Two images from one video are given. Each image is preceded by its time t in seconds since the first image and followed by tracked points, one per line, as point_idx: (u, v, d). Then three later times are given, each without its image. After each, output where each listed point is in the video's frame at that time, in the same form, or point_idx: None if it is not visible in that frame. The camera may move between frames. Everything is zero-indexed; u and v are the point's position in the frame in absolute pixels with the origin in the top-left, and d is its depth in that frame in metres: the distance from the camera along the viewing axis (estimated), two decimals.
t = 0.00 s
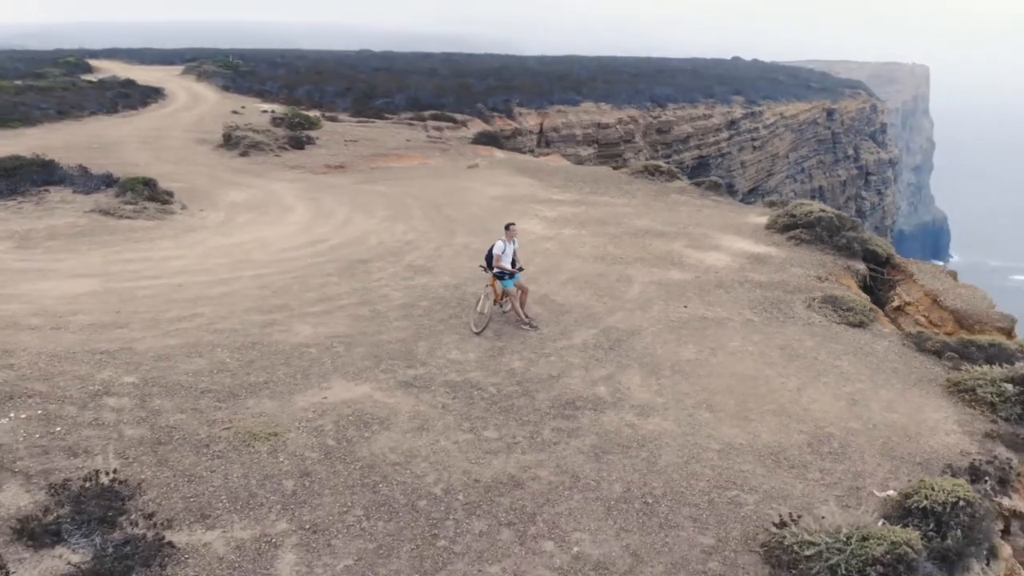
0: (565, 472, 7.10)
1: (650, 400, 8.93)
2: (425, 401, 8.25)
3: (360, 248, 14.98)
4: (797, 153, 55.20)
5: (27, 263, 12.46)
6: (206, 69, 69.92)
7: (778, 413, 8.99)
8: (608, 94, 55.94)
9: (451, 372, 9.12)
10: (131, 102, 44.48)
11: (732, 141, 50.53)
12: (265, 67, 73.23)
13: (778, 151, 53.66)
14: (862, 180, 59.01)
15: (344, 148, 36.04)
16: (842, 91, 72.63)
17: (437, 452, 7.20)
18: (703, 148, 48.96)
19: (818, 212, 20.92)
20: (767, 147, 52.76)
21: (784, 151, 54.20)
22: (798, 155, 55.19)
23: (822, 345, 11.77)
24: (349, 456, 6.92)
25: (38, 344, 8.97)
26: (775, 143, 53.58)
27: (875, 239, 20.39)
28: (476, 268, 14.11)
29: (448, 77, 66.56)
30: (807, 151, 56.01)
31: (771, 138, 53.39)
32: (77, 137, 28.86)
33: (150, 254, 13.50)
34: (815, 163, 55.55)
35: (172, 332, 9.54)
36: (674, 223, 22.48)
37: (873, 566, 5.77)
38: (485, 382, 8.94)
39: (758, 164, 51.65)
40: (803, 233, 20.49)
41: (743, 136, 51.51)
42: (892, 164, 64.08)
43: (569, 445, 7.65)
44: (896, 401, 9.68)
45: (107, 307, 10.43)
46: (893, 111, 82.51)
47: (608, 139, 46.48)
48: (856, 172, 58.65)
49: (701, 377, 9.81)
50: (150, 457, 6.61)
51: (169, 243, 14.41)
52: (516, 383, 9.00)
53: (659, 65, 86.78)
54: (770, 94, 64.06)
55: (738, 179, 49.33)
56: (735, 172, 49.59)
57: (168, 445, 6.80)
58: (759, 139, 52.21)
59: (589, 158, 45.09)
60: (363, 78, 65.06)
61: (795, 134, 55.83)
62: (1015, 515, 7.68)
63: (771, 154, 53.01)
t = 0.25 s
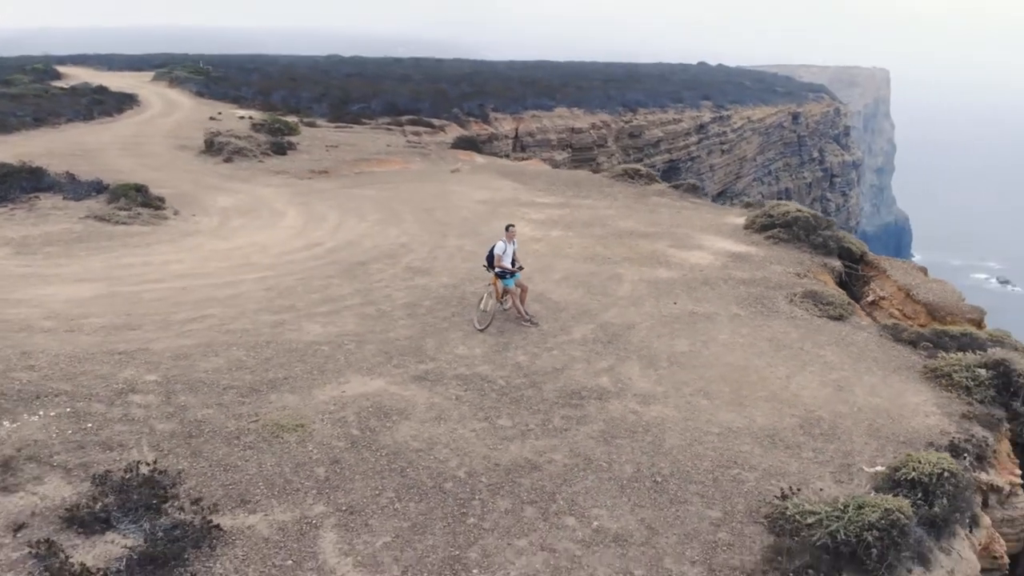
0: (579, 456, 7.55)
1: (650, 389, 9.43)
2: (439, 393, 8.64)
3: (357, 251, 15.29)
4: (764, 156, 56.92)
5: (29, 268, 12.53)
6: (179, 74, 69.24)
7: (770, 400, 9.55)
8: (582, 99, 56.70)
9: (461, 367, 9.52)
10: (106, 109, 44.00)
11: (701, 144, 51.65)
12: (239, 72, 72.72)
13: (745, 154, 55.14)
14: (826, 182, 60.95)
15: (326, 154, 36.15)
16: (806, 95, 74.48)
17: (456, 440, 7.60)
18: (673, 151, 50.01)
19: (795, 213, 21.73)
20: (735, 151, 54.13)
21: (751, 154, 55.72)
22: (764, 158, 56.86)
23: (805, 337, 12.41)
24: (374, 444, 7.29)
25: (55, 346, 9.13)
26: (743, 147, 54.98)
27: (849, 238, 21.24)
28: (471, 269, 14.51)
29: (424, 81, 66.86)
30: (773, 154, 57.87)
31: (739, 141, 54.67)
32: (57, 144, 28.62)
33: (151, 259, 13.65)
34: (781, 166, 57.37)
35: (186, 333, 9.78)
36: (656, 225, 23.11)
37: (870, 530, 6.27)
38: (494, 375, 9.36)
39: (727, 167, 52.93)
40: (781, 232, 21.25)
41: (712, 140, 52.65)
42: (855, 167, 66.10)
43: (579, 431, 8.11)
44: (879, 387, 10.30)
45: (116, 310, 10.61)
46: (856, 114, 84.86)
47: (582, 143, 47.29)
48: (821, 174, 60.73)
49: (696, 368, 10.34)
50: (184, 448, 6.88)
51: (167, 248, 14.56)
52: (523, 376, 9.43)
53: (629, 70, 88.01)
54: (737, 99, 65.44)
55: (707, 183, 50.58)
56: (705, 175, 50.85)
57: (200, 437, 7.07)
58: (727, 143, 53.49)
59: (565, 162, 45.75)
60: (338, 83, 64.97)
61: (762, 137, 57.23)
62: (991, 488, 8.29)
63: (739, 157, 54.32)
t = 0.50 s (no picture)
0: (588, 446, 7.88)
1: (651, 383, 9.80)
2: (449, 389, 8.94)
3: (355, 254, 15.50)
4: (740, 159, 57.94)
5: (31, 274, 12.60)
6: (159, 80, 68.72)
7: (765, 392, 9.96)
8: (563, 103, 57.24)
9: (468, 364, 9.80)
10: (87, 114, 43.65)
11: (678, 148, 52.45)
12: (220, 77, 72.31)
13: (722, 158, 56.06)
14: (799, 184, 62.38)
15: (312, 158, 36.22)
16: (780, 99, 75.76)
17: (470, 433, 7.91)
18: (651, 155, 50.68)
19: (778, 214, 22.30)
20: (712, 154, 55.04)
21: (727, 157, 56.62)
22: (739, 161, 57.97)
23: (795, 332, 12.86)
24: (391, 438, 7.57)
25: (68, 348, 9.26)
26: (719, 150, 55.87)
27: (831, 238, 21.84)
28: (468, 271, 14.79)
29: (406, 85, 67.01)
30: (748, 157, 59.02)
31: (715, 145, 55.56)
32: (41, 150, 28.43)
33: (151, 263, 13.76)
34: (756, 169, 58.57)
35: (196, 335, 9.96)
36: (643, 226, 23.56)
37: (867, 509, 6.66)
38: (501, 371, 9.66)
39: (703, 170, 53.80)
40: (765, 233, 21.79)
41: (689, 144, 53.46)
42: (827, 169, 67.56)
43: (586, 423, 8.44)
44: (868, 379, 10.75)
45: (124, 314, 10.75)
46: (828, 117, 86.50)
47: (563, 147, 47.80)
48: (795, 176, 62.08)
49: (693, 363, 10.73)
50: (209, 444, 7.07)
51: (166, 252, 14.68)
52: (529, 372, 9.75)
53: (607, 74, 88.85)
54: (713, 103, 66.41)
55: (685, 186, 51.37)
56: (682, 178, 51.65)
57: (223, 434, 7.27)
58: (704, 147, 54.32)
59: (547, 166, 46.24)
60: (320, 88, 64.89)
61: (737, 141, 58.24)
62: (976, 472, 8.75)
63: (715, 161, 55.23)
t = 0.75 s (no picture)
0: (596, 438, 8.19)
1: (651, 378, 10.15)
2: (458, 386, 9.21)
3: (352, 258, 15.71)
4: (716, 163, 58.81)
5: (32, 279, 12.64)
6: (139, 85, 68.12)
7: (760, 385, 10.35)
8: (545, 108, 57.73)
9: (474, 362, 10.09)
10: (68, 120, 43.23)
11: (657, 152, 53.21)
12: (200, 82, 71.83)
13: (700, 161, 56.85)
14: (774, 186, 63.50)
15: (299, 164, 36.25)
16: (755, 104, 76.99)
17: (482, 428, 8.18)
18: (630, 159, 51.34)
19: (763, 215, 22.84)
20: (689, 158, 55.77)
21: (704, 161, 57.40)
22: (716, 165, 58.88)
23: (785, 330, 13.32)
24: (407, 433, 7.82)
25: (80, 352, 9.38)
26: (696, 154, 56.62)
27: (815, 238, 22.41)
28: (466, 273, 15.07)
29: (389, 90, 67.08)
30: (725, 161, 59.93)
31: (692, 149, 56.35)
32: (26, 157, 28.20)
33: (151, 268, 13.85)
34: (732, 173, 59.52)
35: (206, 337, 10.13)
36: (632, 229, 23.96)
37: (865, 492, 7.03)
38: (506, 369, 9.96)
39: (681, 174, 54.52)
40: (751, 234, 22.31)
41: (666, 148, 54.19)
42: (801, 172, 68.81)
43: (593, 417, 8.76)
44: (858, 373, 11.18)
45: (131, 318, 10.87)
46: (801, 121, 88.05)
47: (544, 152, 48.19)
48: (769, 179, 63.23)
49: (690, 359, 11.10)
50: (231, 441, 7.26)
51: (164, 258, 14.76)
52: (534, 369, 10.05)
53: (585, 78, 89.59)
54: (691, 107, 67.23)
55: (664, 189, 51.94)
56: (660, 182, 52.25)
57: (244, 431, 7.46)
58: (682, 151, 55.08)
59: (529, 170, 46.67)
60: (303, 93, 64.78)
61: (713, 145, 59.14)
62: (963, 460, 9.17)
63: (693, 165, 56.01)
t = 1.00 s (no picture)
0: (604, 432, 8.47)
1: (651, 375, 10.47)
2: (467, 385, 9.45)
3: (350, 262, 15.89)
4: (693, 167, 59.59)
5: (33, 285, 12.68)
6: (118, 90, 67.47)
7: (756, 381, 10.71)
8: (527, 113, 58.16)
9: (480, 361, 10.34)
10: (50, 127, 42.80)
11: (635, 156, 53.89)
12: (181, 86, 71.31)
13: (677, 165, 57.57)
14: (750, 189, 64.47)
15: (286, 168, 36.23)
16: (730, 108, 78.06)
17: (493, 423, 8.43)
18: (610, 164, 51.93)
19: (749, 217, 23.33)
20: (667, 163, 56.42)
21: (682, 165, 58.12)
22: (693, 169, 59.67)
23: (776, 328, 13.73)
24: (422, 430, 8.05)
25: (92, 355, 9.48)
26: (674, 159, 57.31)
27: (799, 239, 22.95)
28: (464, 276, 15.31)
29: (372, 95, 67.09)
30: (702, 165, 60.65)
31: (670, 154, 57.04)
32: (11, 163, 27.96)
33: (151, 274, 13.93)
34: (710, 176, 60.33)
35: (215, 340, 10.28)
36: (621, 231, 24.35)
37: (864, 479, 7.37)
38: (512, 367, 10.22)
39: (660, 178, 55.20)
40: (737, 236, 22.80)
41: (645, 152, 54.83)
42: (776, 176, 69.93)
43: (599, 412, 9.05)
44: (849, 368, 11.59)
45: (137, 322, 10.98)
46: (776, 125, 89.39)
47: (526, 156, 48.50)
48: (745, 182, 64.24)
49: (687, 357, 11.44)
50: (251, 439, 7.43)
51: (163, 263, 14.83)
52: (538, 367, 10.32)
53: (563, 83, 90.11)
54: (668, 111, 68.02)
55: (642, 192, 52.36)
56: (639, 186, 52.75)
57: (263, 430, 7.63)
58: (660, 155, 55.72)
59: (512, 175, 47.02)
60: (286, 98, 64.61)
61: (691, 149, 59.94)
62: (953, 449, 9.57)
63: (671, 168, 56.71)
